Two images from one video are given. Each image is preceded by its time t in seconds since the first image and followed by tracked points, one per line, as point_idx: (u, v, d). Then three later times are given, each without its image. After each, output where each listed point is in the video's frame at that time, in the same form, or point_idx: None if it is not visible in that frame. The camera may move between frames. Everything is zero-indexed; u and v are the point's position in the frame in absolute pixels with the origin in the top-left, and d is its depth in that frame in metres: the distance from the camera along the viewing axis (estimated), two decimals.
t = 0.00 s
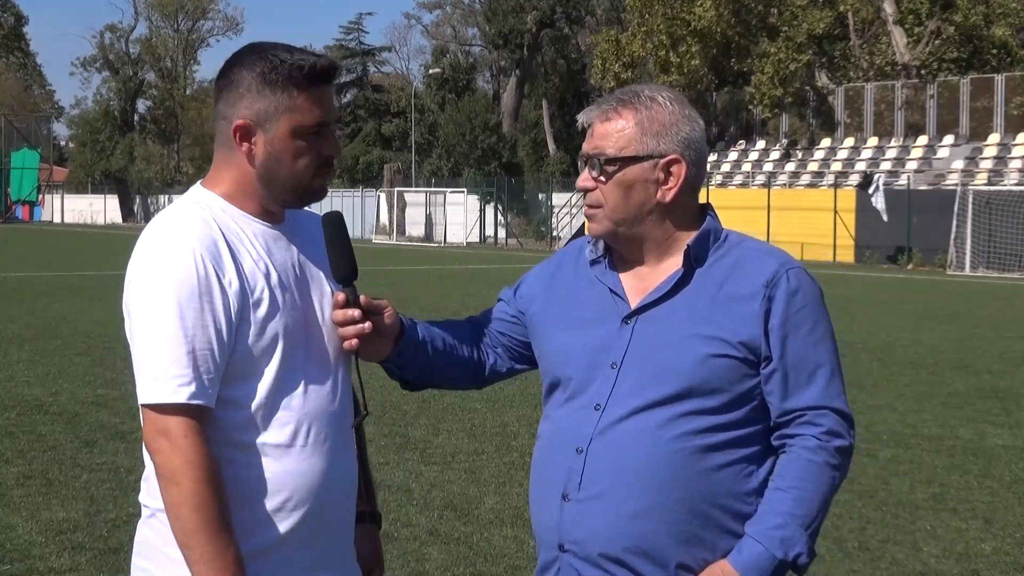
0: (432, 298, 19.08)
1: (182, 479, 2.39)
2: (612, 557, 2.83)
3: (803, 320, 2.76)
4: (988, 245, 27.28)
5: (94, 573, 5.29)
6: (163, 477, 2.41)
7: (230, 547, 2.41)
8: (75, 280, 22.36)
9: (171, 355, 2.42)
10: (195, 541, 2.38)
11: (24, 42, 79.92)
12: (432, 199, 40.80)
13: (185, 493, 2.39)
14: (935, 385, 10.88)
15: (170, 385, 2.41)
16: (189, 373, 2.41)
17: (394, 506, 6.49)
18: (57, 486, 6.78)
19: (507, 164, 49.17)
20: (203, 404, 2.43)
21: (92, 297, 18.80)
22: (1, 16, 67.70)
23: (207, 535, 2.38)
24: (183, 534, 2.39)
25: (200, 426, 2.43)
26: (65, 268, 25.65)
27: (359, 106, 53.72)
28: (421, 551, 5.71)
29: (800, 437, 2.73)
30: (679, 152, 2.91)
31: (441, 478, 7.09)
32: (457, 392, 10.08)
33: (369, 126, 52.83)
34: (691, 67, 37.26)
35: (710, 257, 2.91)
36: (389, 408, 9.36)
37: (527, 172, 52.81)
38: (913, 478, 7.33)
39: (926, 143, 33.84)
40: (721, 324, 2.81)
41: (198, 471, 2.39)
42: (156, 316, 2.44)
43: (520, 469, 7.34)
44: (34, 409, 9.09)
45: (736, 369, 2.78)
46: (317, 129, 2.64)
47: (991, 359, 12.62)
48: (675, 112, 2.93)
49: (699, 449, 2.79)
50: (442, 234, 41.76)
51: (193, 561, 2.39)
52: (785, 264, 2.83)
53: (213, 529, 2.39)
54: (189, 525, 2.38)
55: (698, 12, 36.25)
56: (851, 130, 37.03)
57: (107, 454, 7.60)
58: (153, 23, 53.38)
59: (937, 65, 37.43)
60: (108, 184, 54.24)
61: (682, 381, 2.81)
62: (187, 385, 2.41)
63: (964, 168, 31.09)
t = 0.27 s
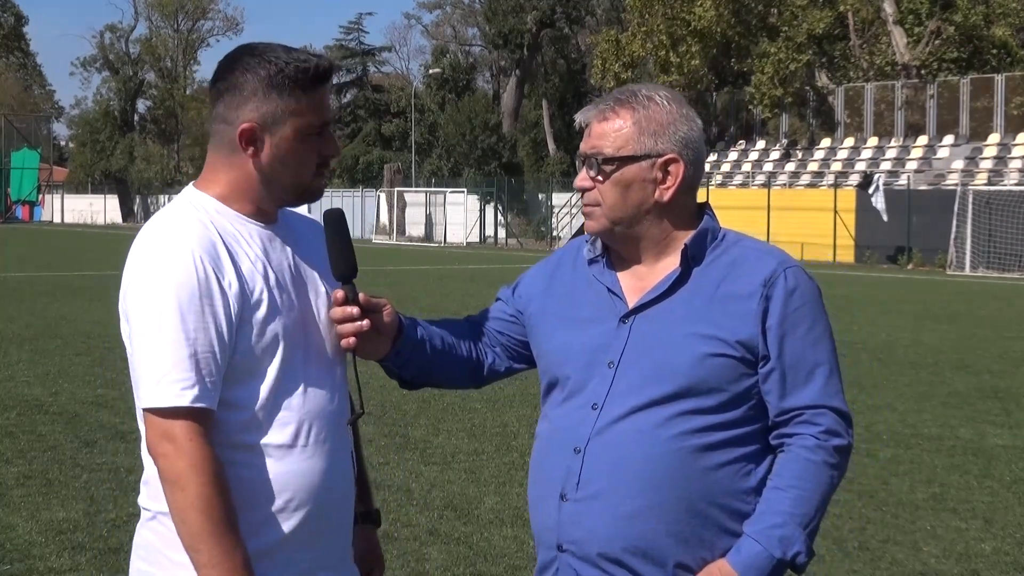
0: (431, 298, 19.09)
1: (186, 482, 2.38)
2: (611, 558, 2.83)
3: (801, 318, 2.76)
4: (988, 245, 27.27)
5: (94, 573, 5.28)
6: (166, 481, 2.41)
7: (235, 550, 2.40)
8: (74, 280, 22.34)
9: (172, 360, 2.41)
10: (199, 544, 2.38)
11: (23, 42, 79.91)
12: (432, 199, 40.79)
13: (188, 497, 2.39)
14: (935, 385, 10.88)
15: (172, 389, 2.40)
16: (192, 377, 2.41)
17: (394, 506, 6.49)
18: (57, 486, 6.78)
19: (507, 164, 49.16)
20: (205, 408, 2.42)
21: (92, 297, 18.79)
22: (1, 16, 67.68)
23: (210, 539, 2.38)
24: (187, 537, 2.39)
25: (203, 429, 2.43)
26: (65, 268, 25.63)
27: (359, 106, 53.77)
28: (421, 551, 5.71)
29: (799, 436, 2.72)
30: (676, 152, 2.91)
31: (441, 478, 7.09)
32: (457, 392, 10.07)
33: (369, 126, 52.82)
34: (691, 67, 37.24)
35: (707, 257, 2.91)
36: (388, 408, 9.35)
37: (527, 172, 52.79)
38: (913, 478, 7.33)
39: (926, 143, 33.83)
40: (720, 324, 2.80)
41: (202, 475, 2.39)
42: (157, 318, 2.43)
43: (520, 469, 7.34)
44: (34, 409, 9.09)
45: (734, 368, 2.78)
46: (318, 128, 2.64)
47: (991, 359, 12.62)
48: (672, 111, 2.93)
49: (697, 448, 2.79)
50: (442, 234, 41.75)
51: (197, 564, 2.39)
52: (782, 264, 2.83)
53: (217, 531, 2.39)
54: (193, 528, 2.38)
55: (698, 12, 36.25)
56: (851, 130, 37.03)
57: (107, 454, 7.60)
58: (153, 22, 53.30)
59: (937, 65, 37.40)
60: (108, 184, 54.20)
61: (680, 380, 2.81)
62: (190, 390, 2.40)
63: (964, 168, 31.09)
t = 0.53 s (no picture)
0: (431, 298, 19.08)
1: (186, 481, 2.38)
2: (610, 558, 2.83)
3: (800, 318, 2.76)
4: (988, 245, 27.27)
5: (94, 573, 5.28)
6: (164, 481, 2.41)
7: (235, 552, 2.41)
8: (74, 280, 22.34)
9: (171, 362, 2.41)
10: (198, 547, 2.38)
11: (23, 42, 79.79)
12: (432, 199, 40.77)
13: (187, 499, 2.38)
14: (935, 385, 10.88)
15: (169, 392, 2.40)
16: (191, 378, 2.41)
17: (394, 505, 6.49)
18: (57, 486, 6.78)
19: (507, 164, 49.16)
20: (204, 410, 2.42)
21: (92, 297, 18.79)
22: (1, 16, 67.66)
23: (207, 541, 2.38)
24: (185, 538, 2.39)
25: (202, 432, 2.43)
26: (65, 268, 25.63)
27: (359, 106, 53.80)
28: (421, 551, 5.71)
29: (799, 436, 2.72)
30: (676, 151, 2.91)
31: (441, 478, 7.09)
32: (456, 392, 10.08)
33: (369, 126, 52.82)
34: (691, 67, 37.23)
35: (706, 255, 2.91)
36: (388, 408, 9.35)
37: (527, 172, 52.77)
38: (913, 478, 7.32)
39: (926, 143, 33.83)
40: (718, 324, 2.81)
41: (200, 476, 2.39)
42: (155, 320, 2.43)
43: (520, 469, 7.34)
44: (34, 409, 9.08)
45: (732, 368, 2.78)
46: (314, 127, 2.65)
47: (991, 359, 12.62)
48: (672, 110, 2.93)
49: (695, 449, 2.79)
50: (441, 234, 41.75)
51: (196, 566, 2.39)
52: (781, 263, 2.83)
53: (217, 533, 2.39)
54: (192, 529, 2.38)
55: (698, 12, 36.23)
56: (851, 130, 37.02)
57: (107, 454, 7.60)
58: (153, 23, 53.22)
59: (937, 65, 37.38)
60: (108, 183, 54.19)
61: (679, 379, 2.81)
62: (189, 393, 2.40)
63: (964, 168, 31.08)
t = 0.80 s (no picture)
0: (431, 298, 19.09)
1: (176, 483, 2.38)
2: (610, 559, 2.83)
3: (800, 319, 2.75)
4: (988, 245, 27.28)
5: (94, 573, 5.28)
6: (156, 483, 2.41)
7: (226, 554, 2.40)
8: (74, 280, 22.34)
9: (163, 364, 2.41)
10: (189, 548, 2.38)
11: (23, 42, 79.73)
12: (432, 199, 40.79)
13: (178, 501, 2.38)
14: (935, 385, 10.88)
15: (161, 393, 2.40)
16: (183, 379, 2.40)
17: (394, 506, 6.49)
18: (57, 486, 6.78)
19: (508, 164, 49.17)
20: (196, 410, 2.42)
21: (92, 297, 18.79)
22: (1, 16, 67.63)
23: (198, 544, 2.38)
24: (176, 541, 2.39)
25: (193, 433, 2.43)
26: (65, 268, 25.63)
27: (359, 106, 53.85)
28: (421, 551, 5.71)
29: (799, 437, 2.72)
30: (675, 152, 2.91)
31: (441, 478, 7.09)
32: (456, 392, 10.08)
33: (369, 126, 52.82)
34: (691, 67, 37.21)
35: (707, 257, 2.91)
36: (389, 408, 9.35)
37: (527, 173, 52.73)
38: (913, 478, 7.33)
39: (926, 143, 33.84)
40: (716, 325, 2.81)
41: (192, 478, 2.39)
42: (148, 321, 2.43)
43: (520, 469, 7.34)
44: (34, 409, 9.08)
45: (733, 369, 2.78)
46: (311, 127, 2.65)
47: (991, 359, 12.62)
48: (672, 111, 2.93)
49: (696, 450, 2.79)
50: (442, 234, 41.76)
51: (188, 567, 2.39)
52: (780, 264, 2.83)
53: (208, 535, 2.39)
54: (183, 532, 2.38)
55: (698, 12, 36.25)
56: (851, 130, 37.04)
57: (107, 454, 7.60)
58: (153, 23, 53.18)
59: (937, 65, 37.41)
60: (108, 184, 54.20)
61: (680, 381, 2.81)
62: (181, 394, 2.40)
63: (964, 168, 31.08)
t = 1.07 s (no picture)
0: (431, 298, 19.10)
1: (170, 483, 2.38)
2: (611, 559, 2.83)
3: (801, 318, 2.76)
4: (988, 245, 27.27)
5: (94, 573, 5.29)
6: (151, 482, 2.41)
7: (220, 554, 2.40)
8: (74, 280, 22.35)
9: (158, 364, 2.41)
10: (184, 547, 2.38)
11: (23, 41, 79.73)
12: (432, 199, 40.79)
13: (171, 499, 2.39)
14: (935, 385, 10.88)
15: (156, 393, 2.40)
16: (177, 379, 2.40)
17: (394, 506, 6.48)
18: (57, 486, 6.78)
19: (507, 164, 49.18)
20: (191, 410, 2.42)
21: (92, 297, 18.79)
22: (2, 16, 67.64)
23: (193, 543, 2.38)
24: (170, 541, 2.39)
25: (188, 434, 2.43)
26: (65, 268, 25.63)
27: (359, 106, 53.91)
28: (421, 551, 5.71)
29: (800, 437, 2.72)
30: (675, 152, 2.91)
31: (440, 478, 7.09)
32: (456, 392, 10.08)
33: (369, 126, 52.83)
34: (691, 67, 37.20)
35: (708, 257, 2.91)
36: (389, 408, 9.35)
37: (527, 172, 52.70)
38: (913, 478, 7.33)
39: (926, 143, 33.84)
40: (716, 325, 2.81)
41: (187, 477, 2.39)
42: (144, 321, 2.43)
43: (520, 469, 7.34)
44: (34, 409, 9.08)
45: (734, 369, 2.78)
46: (311, 128, 2.65)
47: (991, 359, 12.62)
48: (673, 111, 2.93)
49: (698, 450, 2.79)
50: (441, 234, 41.77)
51: (182, 568, 2.39)
52: (782, 265, 2.83)
53: (202, 534, 2.39)
54: (177, 531, 2.38)
55: (698, 12, 36.26)
56: (851, 130, 37.04)
57: (107, 455, 7.60)
58: (153, 23, 53.13)
59: (937, 65, 37.43)
60: (108, 183, 54.22)
61: (681, 381, 2.81)
62: (175, 393, 2.40)
63: (964, 168, 31.08)
